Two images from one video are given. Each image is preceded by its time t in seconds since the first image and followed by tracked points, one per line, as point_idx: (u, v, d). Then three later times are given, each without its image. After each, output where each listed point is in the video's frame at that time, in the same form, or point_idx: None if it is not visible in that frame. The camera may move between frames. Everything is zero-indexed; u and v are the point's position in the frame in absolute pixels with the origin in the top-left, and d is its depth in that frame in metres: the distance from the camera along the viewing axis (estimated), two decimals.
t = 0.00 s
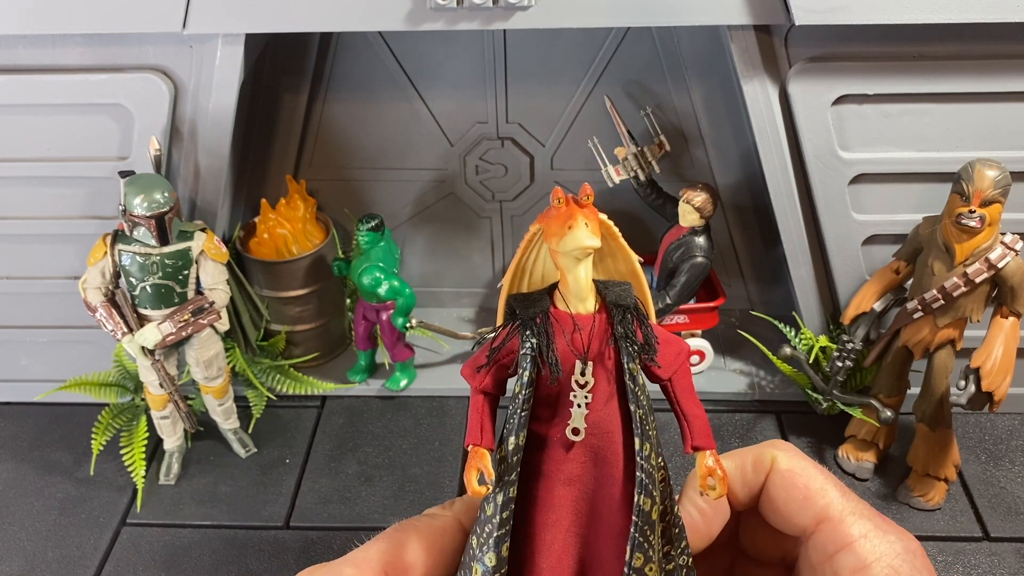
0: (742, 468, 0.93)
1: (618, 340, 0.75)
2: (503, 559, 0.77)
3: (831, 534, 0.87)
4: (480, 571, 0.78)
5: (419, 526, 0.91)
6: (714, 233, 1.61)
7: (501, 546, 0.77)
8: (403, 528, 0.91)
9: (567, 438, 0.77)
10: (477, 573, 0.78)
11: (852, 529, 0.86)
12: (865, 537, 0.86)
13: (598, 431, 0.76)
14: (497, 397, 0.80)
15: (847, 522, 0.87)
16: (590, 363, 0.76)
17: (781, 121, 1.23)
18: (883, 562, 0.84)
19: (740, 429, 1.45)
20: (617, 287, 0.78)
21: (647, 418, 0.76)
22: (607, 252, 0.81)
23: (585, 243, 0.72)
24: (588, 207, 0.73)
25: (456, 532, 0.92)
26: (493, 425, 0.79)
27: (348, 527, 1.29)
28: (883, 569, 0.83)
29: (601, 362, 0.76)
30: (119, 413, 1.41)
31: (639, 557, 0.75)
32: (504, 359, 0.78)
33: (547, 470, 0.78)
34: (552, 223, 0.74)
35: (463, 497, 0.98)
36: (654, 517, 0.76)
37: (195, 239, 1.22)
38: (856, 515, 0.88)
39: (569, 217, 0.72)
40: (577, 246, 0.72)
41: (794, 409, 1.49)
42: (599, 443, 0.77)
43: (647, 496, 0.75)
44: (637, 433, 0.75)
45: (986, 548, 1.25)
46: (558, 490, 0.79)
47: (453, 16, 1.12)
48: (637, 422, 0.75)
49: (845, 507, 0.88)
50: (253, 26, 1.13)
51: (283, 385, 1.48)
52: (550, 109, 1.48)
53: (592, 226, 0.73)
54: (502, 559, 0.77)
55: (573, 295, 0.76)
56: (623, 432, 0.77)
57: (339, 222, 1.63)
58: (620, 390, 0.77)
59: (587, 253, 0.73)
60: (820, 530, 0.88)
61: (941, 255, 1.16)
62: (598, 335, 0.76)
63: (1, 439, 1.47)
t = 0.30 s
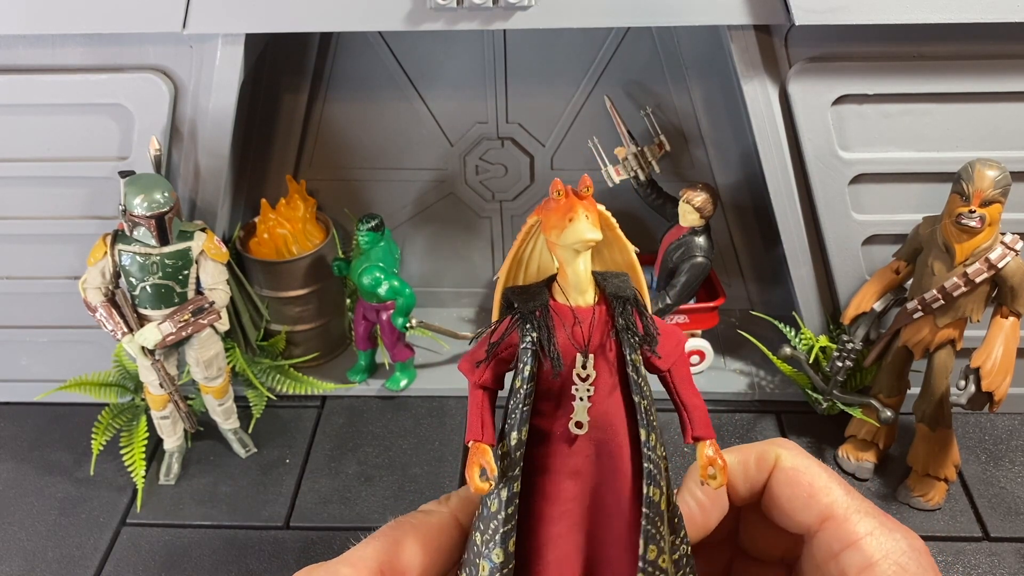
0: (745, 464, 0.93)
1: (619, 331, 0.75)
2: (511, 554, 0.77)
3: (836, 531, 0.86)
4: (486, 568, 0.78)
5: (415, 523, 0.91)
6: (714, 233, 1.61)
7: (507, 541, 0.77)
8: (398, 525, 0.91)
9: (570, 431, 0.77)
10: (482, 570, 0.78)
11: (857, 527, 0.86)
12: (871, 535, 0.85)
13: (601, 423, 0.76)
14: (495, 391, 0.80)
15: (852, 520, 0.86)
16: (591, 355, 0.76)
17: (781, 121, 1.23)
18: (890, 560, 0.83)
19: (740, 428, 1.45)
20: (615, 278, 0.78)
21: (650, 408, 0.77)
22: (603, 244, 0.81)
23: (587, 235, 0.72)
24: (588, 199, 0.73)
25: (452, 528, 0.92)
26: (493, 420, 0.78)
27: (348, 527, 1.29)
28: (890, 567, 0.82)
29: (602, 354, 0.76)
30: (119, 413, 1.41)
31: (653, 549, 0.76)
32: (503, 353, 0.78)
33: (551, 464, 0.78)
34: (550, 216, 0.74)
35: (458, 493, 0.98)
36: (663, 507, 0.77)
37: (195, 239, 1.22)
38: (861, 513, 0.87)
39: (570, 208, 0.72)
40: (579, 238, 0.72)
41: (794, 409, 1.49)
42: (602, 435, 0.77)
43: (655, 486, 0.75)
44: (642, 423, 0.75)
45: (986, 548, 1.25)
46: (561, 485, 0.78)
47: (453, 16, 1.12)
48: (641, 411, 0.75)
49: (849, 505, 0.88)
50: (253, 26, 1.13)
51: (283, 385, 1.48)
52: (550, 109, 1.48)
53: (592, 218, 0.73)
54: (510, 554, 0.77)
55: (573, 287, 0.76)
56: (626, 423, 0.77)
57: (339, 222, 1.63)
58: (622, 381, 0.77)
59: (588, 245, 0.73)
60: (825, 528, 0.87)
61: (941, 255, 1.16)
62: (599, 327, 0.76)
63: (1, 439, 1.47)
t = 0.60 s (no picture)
0: (749, 460, 0.93)
1: (624, 315, 0.75)
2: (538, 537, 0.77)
3: (842, 528, 0.86)
4: (512, 557, 0.76)
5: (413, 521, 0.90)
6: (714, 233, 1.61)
7: (534, 525, 0.76)
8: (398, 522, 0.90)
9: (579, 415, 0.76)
10: (508, 558, 0.76)
11: (862, 523, 0.86)
12: (876, 530, 0.85)
13: (610, 406, 0.76)
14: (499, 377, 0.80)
15: (857, 516, 0.86)
16: (597, 339, 0.75)
17: (781, 121, 1.23)
18: (896, 555, 0.83)
19: (740, 429, 1.45)
20: (617, 265, 0.79)
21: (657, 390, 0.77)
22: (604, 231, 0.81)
23: (594, 220, 0.72)
24: (594, 184, 0.73)
25: (451, 523, 0.92)
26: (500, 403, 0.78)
27: (348, 527, 1.29)
28: (896, 562, 0.83)
29: (608, 337, 0.76)
30: (119, 413, 1.41)
31: (677, 531, 0.77)
32: (509, 338, 0.77)
33: (560, 448, 0.78)
34: (558, 202, 0.73)
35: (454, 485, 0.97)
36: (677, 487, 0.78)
37: (195, 239, 1.22)
38: (866, 509, 0.87)
39: (577, 193, 0.72)
40: (587, 222, 0.72)
41: (794, 409, 1.49)
42: (611, 418, 0.76)
43: (669, 467, 0.76)
44: (650, 405, 0.75)
45: (986, 548, 1.25)
46: (568, 467, 0.79)
47: (453, 16, 1.12)
48: (648, 393, 0.75)
49: (854, 501, 0.88)
50: (254, 26, 1.13)
51: (283, 385, 1.48)
52: (550, 108, 1.48)
53: (598, 203, 0.73)
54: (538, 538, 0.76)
55: (577, 273, 0.76)
56: (635, 407, 0.76)
57: (339, 222, 1.63)
58: (628, 364, 0.76)
59: (595, 230, 0.73)
60: (830, 524, 0.87)
61: (941, 255, 1.16)
62: (603, 310, 0.76)
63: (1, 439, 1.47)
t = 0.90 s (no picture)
0: (757, 454, 0.93)
1: (638, 306, 0.76)
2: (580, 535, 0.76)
3: (847, 523, 0.85)
4: (554, 556, 0.76)
5: (414, 523, 0.89)
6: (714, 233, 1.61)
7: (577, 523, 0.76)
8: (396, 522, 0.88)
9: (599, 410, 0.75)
10: (553, 558, 0.76)
11: (868, 519, 0.85)
12: (882, 526, 0.84)
13: (628, 398, 0.76)
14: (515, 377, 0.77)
15: (863, 512, 0.86)
16: (614, 331, 0.75)
17: (781, 121, 1.23)
18: (902, 550, 0.81)
19: (740, 429, 1.45)
20: (624, 256, 0.79)
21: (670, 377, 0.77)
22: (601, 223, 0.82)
23: (616, 213, 0.72)
24: (608, 177, 0.73)
25: (452, 525, 0.91)
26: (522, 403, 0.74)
27: (347, 527, 1.29)
28: (901, 557, 0.81)
29: (623, 328, 0.76)
30: (119, 413, 1.41)
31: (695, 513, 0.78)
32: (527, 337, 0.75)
33: (580, 444, 0.77)
34: (574, 198, 0.73)
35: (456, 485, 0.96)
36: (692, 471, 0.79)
37: (195, 239, 1.22)
38: (872, 505, 0.86)
39: (597, 187, 0.72)
40: (609, 216, 0.72)
41: (794, 409, 1.49)
42: (629, 410, 0.76)
43: (685, 451, 0.77)
44: (667, 393, 0.76)
45: (986, 548, 1.24)
46: (589, 464, 0.78)
47: (453, 16, 1.12)
48: (665, 382, 0.76)
49: (860, 497, 0.87)
50: (254, 26, 1.13)
51: (283, 385, 1.48)
52: (550, 108, 1.48)
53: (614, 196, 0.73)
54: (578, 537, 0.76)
55: (591, 267, 0.76)
56: (650, 396, 0.77)
57: (339, 222, 1.63)
58: (642, 354, 0.77)
59: (616, 224, 0.72)
60: (836, 520, 0.87)
61: (941, 255, 1.16)
62: (617, 302, 0.76)
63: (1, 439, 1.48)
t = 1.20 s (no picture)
0: (755, 449, 0.95)
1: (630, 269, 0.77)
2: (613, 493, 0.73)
3: (850, 520, 0.85)
4: (599, 519, 0.72)
5: (400, 514, 0.83)
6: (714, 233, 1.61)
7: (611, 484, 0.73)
8: (379, 517, 0.83)
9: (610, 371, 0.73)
10: (593, 524, 0.72)
11: (871, 515, 0.84)
12: (885, 521, 0.83)
13: (635, 357, 0.74)
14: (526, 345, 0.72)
15: (866, 508, 0.85)
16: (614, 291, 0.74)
17: (781, 121, 1.23)
18: (906, 543, 0.80)
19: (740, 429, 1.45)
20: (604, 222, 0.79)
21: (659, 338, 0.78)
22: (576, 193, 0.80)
23: (616, 175, 0.70)
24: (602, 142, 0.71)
25: (438, 515, 0.86)
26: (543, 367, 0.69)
27: (347, 527, 1.29)
28: (906, 550, 0.80)
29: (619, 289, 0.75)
30: (119, 413, 1.41)
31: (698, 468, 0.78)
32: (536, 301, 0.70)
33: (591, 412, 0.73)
34: (574, 159, 0.70)
35: (441, 473, 0.91)
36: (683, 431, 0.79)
37: (195, 239, 1.22)
38: (875, 501, 0.86)
39: (596, 152, 0.70)
40: (610, 179, 0.70)
41: (794, 409, 1.49)
42: (637, 368, 0.74)
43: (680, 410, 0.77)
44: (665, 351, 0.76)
45: (986, 548, 1.24)
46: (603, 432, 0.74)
47: (453, 16, 1.12)
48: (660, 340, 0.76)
49: (863, 494, 0.86)
50: (254, 26, 1.13)
51: (283, 385, 1.48)
52: (550, 108, 1.48)
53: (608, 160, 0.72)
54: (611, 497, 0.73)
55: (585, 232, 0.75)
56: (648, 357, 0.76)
57: (339, 222, 1.63)
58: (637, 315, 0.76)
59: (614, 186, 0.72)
60: (839, 517, 0.86)
61: (941, 255, 1.16)
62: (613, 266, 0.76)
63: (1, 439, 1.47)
